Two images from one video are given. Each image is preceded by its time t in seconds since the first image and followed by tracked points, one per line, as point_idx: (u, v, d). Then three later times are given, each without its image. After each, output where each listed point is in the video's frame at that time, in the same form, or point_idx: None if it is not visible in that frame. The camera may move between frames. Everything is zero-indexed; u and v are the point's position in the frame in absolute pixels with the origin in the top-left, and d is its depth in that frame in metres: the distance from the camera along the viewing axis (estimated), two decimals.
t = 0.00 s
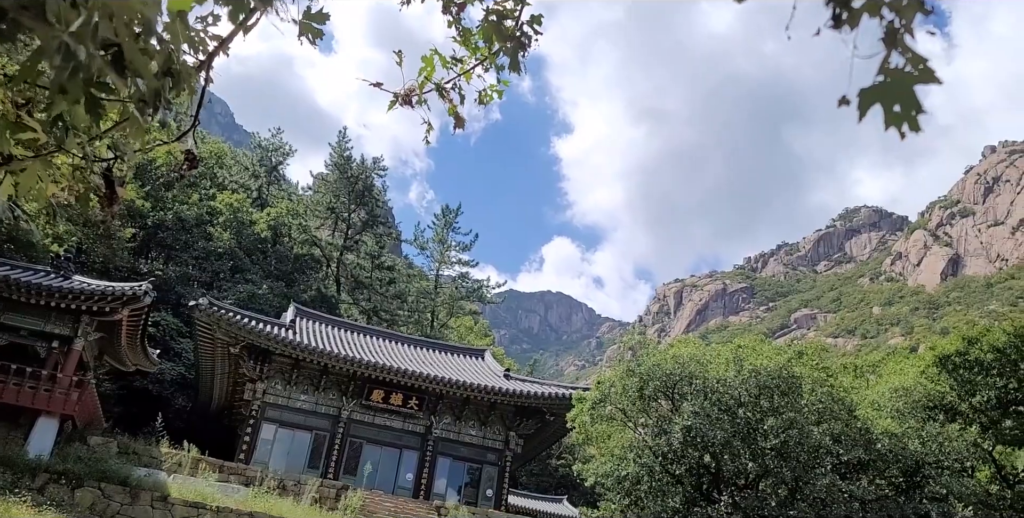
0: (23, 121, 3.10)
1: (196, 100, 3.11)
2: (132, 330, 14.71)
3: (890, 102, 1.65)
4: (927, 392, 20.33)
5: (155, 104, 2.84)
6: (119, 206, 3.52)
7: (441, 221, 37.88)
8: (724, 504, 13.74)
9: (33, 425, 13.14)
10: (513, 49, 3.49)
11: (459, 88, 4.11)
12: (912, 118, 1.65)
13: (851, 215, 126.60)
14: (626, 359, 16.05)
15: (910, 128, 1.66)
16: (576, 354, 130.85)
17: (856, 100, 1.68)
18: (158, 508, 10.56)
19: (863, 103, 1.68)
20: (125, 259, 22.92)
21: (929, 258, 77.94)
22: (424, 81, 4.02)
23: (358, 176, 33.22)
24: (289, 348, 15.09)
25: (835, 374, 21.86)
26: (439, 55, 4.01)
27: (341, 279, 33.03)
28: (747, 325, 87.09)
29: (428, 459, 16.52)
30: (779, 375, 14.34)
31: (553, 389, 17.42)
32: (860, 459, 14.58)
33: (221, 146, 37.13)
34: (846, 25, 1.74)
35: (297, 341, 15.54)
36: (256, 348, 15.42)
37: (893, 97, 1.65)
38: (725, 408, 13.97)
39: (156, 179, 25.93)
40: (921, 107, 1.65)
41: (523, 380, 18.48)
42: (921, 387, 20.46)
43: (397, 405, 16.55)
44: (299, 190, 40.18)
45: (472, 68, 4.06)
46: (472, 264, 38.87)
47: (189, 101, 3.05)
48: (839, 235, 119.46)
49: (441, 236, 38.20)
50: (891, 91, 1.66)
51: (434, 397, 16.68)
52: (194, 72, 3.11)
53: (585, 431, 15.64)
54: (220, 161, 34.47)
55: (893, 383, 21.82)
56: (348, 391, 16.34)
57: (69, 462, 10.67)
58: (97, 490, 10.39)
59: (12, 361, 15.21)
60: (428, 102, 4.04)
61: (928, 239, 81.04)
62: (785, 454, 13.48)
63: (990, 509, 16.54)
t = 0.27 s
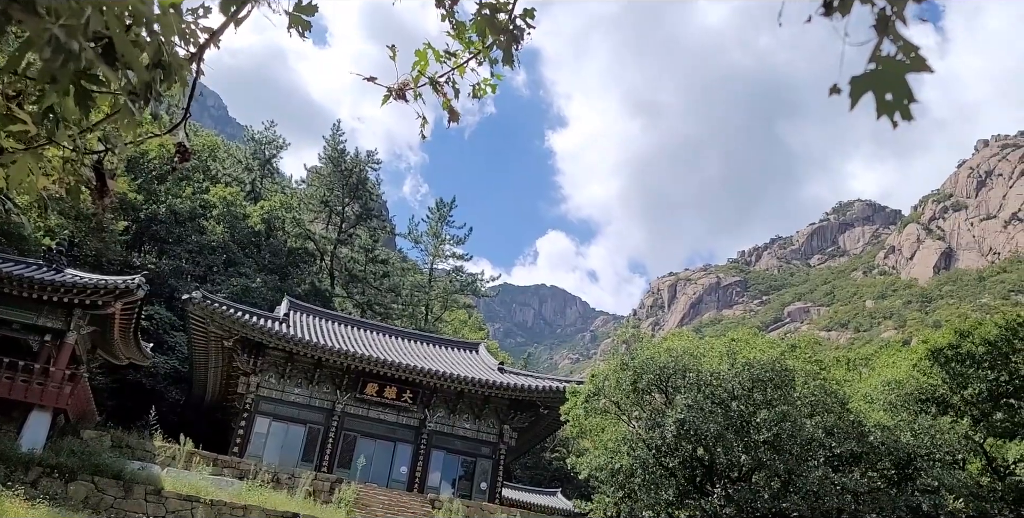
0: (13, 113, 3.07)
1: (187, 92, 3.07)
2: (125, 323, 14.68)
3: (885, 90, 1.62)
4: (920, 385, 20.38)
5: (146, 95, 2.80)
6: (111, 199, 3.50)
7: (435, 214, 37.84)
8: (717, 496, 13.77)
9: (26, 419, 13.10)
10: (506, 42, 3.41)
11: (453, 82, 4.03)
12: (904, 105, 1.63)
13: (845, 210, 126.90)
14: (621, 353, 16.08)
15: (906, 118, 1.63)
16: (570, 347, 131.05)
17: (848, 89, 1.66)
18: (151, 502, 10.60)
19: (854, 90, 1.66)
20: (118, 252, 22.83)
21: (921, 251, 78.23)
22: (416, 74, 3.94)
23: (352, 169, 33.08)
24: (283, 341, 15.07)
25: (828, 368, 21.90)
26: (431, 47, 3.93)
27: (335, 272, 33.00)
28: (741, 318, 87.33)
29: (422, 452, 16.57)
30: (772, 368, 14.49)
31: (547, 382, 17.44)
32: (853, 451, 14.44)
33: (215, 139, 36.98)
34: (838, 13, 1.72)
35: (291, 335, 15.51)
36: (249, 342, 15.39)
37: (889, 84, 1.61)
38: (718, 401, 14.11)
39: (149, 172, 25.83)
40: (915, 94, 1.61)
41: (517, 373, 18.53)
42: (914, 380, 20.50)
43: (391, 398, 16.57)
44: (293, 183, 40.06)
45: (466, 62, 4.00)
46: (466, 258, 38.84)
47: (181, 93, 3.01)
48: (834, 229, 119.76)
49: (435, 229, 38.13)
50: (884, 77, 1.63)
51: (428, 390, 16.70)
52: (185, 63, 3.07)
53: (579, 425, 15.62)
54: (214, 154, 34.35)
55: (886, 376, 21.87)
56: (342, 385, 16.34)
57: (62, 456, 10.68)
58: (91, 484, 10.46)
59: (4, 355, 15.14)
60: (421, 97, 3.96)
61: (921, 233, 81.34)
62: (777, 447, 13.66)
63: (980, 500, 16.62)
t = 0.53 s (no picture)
0: None
1: (174, 82, 3.08)
2: (118, 316, 14.59)
3: (865, 79, 1.71)
4: (914, 377, 20.42)
5: (132, 86, 2.81)
6: (97, 188, 3.52)
7: (430, 208, 37.80)
8: (711, 488, 13.78)
9: (20, 413, 13.07)
10: (492, 33, 3.44)
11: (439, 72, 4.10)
12: (884, 94, 1.70)
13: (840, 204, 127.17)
14: (615, 345, 16.09)
15: (885, 104, 1.72)
16: (564, 340, 131.04)
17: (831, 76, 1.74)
18: (146, 494, 10.55)
19: (838, 79, 1.73)
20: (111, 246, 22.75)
21: (914, 244, 78.53)
22: (404, 63, 4.00)
23: (346, 162, 32.96)
24: (277, 335, 15.03)
25: (822, 360, 21.96)
26: (418, 36, 4.00)
27: (329, 266, 32.98)
28: (735, 311, 87.50)
29: (416, 445, 16.62)
30: (766, 361, 14.55)
31: (542, 375, 17.46)
32: (846, 444, 14.47)
33: (208, 131, 36.82)
34: (823, 3, 1.78)
35: (285, 328, 15.48)
36: (244, 335, 15.34)
37: (869, 73, 1.70)
38: (712, 394, 14.17)
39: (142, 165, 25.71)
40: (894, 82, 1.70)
41: (512, 366, 18.57)
42: (908, 372, 20.54)
43: (386, 392, 16.58)
44: (287, 175, 39.92)
45: (453, 51, 4.08)
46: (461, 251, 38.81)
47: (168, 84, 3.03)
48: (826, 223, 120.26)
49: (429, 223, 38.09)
50: (866, 68, 1.72)
51: (422, 383, 16.71)
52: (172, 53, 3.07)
53: (574, 417, 15.68)
54: (207, 147, 34.20)
55: (879, 367, 21.95)
56: (336, 378, 16.33)
57: (55, 450, 10.68)
58: (84, 477, 10.45)
59: None
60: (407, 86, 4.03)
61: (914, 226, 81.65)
62: (770, 439, 13.79)
63: (969, 491, 16.75)
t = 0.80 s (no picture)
0: None
1: (158, 74, 3.14)
2: (108, 311, 14.50)
3: (831, 76, 1.86)
4: (903, 371, 20.47)
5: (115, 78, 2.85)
6: (79, 178, 3.59)
7: (422, 202, 37.74)
8: (702, 482, 13.88)
9: (10, 407, 13.01)
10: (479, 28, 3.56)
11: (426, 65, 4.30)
12: (847, 90, 1.86)
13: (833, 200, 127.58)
14: (607, 339, 16.11)
15: (849, 99, 1.88)
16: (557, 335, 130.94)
17: (800, 74, 1.89)
18: (136, 489, 10.55)
19: (805, 74, 1.89)
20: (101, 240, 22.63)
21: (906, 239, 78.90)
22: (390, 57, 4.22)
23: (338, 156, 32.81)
24: (268, 329, 14.99)
25: (812, 354, 22.01)
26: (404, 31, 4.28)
27: (321, 260, 32.89)
28: (726, 305, 87.74)
29: (408, 440, 16.63)
30: (756, 355, 14.56)
31: (534, 369, 17.48)
32: (836, 437, 14.44)
33: (199, 125, 36.59)
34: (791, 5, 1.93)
35: (277, 322, 15.45)
36: (235, 330, 15.31)
37: (834, 71, 1.85)
38: (703, 388, 14.17)
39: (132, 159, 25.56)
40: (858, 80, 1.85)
41: (504, 361, 18.57)
42: (897, 366, 20.54)
43: (378, 386, 16.58)
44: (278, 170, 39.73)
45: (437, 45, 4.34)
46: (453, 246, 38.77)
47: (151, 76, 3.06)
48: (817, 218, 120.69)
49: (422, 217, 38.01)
50: (834, 65, 1.86)
51: (415, 378, 16.69)
52: (154, 45, 3.11)
53: (565, 412, 15.73)
54: (197, 140, 34.01)
55: (869, 361, 22.02)
56: (328, 372, 16.32)
57: (46, 444, 10.62)
58: (75, 472, 10.40)
59: None
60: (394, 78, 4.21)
61: (905, 222, 82.00)
62: (761, 433, 13.84)
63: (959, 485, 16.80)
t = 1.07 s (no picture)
0: None
1: (144, 65, 3.14)
2: (100, 304, 14.41)
3: (801, 67, 1.84)
4: (894, 365, 20.54)
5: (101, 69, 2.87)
6: (65, 169, 3.55)
7: (415, 195, 37.63)
8: (694, 474, 13.95)
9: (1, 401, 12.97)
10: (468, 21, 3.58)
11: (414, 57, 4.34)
12: (818, 82, 1.85)
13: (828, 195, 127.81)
14: (600, 333, 16.13)
15: (820, 92, 1.86)
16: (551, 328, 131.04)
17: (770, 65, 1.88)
18: (129, 482, 10.58)
19: (775, 68, 1.88)
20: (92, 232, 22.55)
21: (897, 233, 79.23)
22: (379, 50, 4.25)
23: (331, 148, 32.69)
24: (261, 322, 14.98)
25: (803, 347, 22.10)
26: (394, 24, 4.31)
27: (314, 254, 32.82)
28: (719, 299, 87.94)
29: (401, 433, 16.65)
30: (748, 348, 14.57)
31: (527, 362, 17.50)
32: (827, 430, 14.49)
33: (191, 117, 36.43)
34: None
35: (269, 315, 15.42)
36: (227, 323, 15.28)
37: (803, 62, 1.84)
38: (695, 381, 14.22)
39: (124, 151, 25.46)
40: (828, 71, 1.84)
41: (497, 354, 18.60)
42: (888, 360, 20.66)
43: (370, 379, 16.59)
44: (271, 162, 39.60)
45: (427, 39, 4.36)
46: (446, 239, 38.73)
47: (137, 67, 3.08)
48: (810, 212, 120.87)
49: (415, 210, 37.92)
50: (803, 57, 1.85)
51: (407, 371, 16.70)
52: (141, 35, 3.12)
53: (559, 405, 15.74)
54: (189, 133, 33.87)
55: (859, 355, 22.09)
56: (321, 365, 16.32)
57: (38, 438, 10.56)
58: (66, 465, 10.35)
59: None
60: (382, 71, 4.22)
61: (897, 216, 82.30)
62: (753, 425, 13.89)
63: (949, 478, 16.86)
